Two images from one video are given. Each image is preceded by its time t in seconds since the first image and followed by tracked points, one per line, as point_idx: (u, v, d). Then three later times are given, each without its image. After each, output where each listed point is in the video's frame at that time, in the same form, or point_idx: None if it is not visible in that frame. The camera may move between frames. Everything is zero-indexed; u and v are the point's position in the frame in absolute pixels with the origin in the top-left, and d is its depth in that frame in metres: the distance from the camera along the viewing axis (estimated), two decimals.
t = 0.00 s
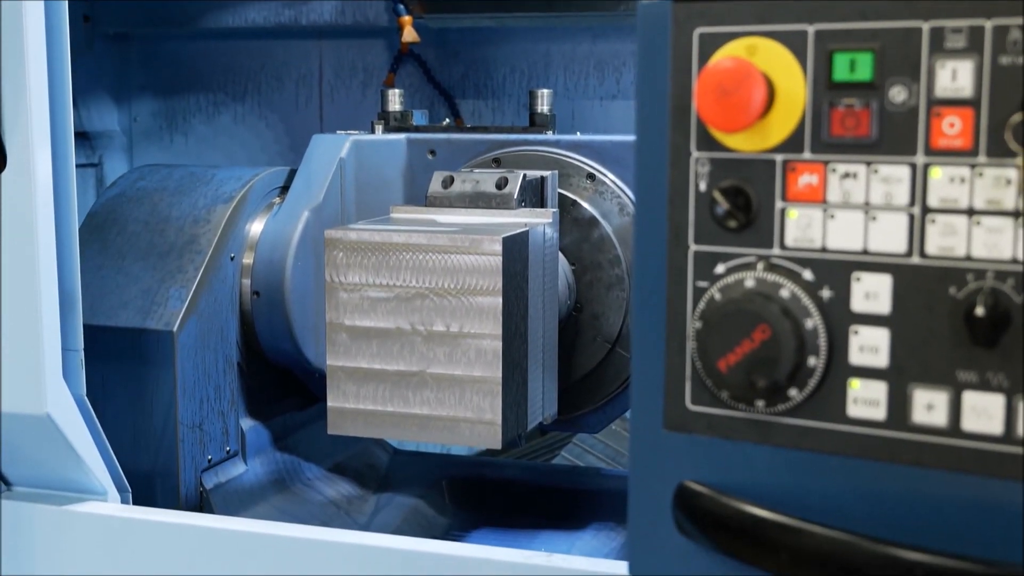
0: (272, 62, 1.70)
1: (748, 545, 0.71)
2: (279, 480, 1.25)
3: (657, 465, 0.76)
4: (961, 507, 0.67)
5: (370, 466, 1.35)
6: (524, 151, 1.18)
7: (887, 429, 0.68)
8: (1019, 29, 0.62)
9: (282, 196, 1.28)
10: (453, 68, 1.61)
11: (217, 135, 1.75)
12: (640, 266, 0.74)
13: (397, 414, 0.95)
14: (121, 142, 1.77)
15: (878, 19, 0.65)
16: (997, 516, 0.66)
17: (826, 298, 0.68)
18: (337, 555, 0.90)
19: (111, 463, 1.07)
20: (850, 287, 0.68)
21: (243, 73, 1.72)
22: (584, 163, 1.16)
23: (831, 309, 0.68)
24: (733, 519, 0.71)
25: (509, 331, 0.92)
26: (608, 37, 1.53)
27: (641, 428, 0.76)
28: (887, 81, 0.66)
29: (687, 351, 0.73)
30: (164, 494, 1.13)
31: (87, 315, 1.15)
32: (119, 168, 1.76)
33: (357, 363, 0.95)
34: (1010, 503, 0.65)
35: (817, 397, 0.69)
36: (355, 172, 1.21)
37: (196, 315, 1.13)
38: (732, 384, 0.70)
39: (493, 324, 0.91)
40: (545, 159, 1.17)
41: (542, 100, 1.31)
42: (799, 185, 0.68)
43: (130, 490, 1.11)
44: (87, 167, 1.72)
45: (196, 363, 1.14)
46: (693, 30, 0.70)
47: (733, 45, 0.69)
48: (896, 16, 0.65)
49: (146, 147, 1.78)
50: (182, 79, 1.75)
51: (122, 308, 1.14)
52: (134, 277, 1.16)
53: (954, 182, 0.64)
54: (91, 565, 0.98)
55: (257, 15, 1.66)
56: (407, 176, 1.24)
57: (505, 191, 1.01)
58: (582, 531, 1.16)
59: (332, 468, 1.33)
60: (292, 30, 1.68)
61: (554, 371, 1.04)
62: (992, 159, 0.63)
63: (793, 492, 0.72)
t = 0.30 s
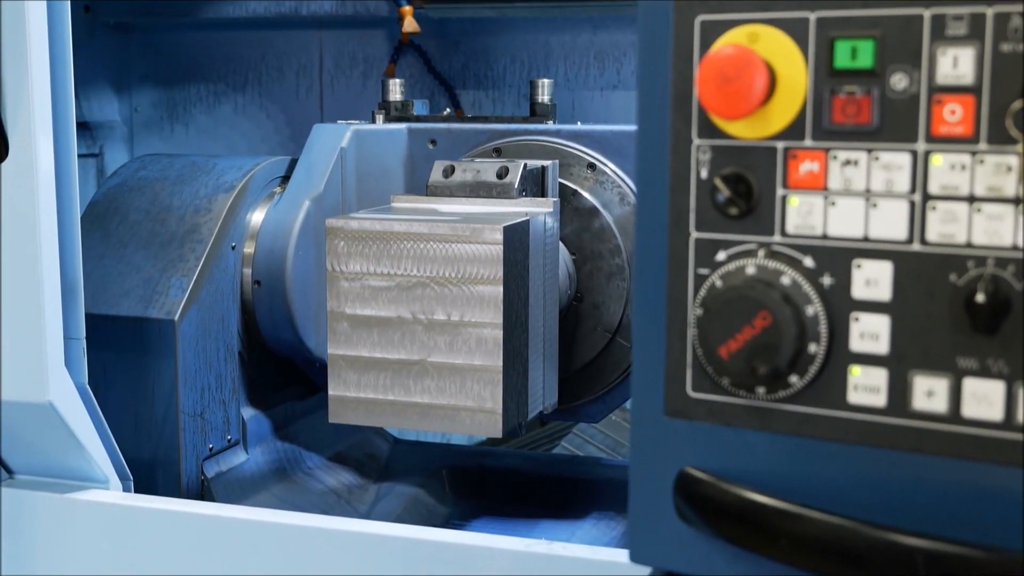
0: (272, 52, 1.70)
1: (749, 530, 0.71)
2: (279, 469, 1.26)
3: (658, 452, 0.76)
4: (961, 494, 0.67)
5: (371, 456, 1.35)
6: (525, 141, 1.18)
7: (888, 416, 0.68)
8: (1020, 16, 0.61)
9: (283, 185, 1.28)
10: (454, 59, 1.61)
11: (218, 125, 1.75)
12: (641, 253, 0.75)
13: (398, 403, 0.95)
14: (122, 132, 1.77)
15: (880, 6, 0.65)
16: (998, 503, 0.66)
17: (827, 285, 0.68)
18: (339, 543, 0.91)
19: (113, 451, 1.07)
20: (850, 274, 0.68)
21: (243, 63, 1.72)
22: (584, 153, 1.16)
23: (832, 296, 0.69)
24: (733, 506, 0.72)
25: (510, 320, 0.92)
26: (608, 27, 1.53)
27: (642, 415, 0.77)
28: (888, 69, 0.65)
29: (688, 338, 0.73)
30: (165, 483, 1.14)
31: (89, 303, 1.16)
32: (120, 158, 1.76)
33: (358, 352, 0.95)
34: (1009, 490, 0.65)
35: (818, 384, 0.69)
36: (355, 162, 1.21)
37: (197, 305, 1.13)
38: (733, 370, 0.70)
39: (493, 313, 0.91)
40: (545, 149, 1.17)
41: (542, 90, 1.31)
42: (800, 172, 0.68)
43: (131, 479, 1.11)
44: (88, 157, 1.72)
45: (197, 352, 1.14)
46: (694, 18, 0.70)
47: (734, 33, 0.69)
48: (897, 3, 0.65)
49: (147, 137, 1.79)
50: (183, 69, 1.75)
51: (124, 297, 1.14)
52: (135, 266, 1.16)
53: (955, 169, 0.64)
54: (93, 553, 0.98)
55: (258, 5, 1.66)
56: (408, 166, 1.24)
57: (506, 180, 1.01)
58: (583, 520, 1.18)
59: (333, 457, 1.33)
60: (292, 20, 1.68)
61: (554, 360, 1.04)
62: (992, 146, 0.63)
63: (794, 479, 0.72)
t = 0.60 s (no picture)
0: (272, 45, 1.70)
1: (752, 519, 0.71)
2: (280, 461, 1.26)
3: (660, 442, 0.77)
4: (962, 483, 0.67)
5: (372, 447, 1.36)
6: (526, 133, 1.18)
7: (889, 405, 0.68)
8: (1021, 6, 0.61)
9: (284, 177, 1.28)
10: (454, 51, 1.61)
11: (218, 118, 1.75)
12: (643, 243, 0.75)
13: (400, 394, 0.95)
14: (122, 124, 1.77)
15: None
16: (999, 492, 0.66)
17: (829, 275, 0.69)
18: (341, 533, 0.91)
19: (116, 442, 1.08)
20: (852, 263, 0.68)
21: (244, 56, 1.72)
22: (585, 145, 1.16)
23: (834, 286, 0.69)
24: (735, 495, 0.72)
25: (512, 312, 0.93)
26: (609, 19, 1.53)
27: (644, 405, 0.77)
28: (890, 59, 0.65)
29: (691, 328, 0.73)
30: (168, 474, 1.14)
31: (90, 295, 1.16)
32: (120, 151, 1.76)
33: (360, 343, 0.95)
34: (1010, 478, 0.65)
35: (820, 373, 0.70)
36: (357, 155, 1.21)
37: (199, 297, 1.13)
38: (734, 360, 0.71)
39: (495, 304, 0.91)
40: (545, 141, 1.17)
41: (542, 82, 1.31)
42: (803, 162, 0.68)
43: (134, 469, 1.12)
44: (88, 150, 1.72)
45: (199, 344, 1.14)
46: (697, 8, 0.71)
47: (736, 23, 0.69)
48: None
49: (147, 130, 1.78)
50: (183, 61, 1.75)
51: (126, 288, 1.14)
52: (137, 257, 1.17)
53: (957, 158, 0.64)
54: (96, 544, 0.99)
55: None
56: (409, 158, 1.25)
57: (508, 171, 1.02)
58: (584, 512, 1.18)
59: (334, 449, 1.33)
60: (292, 12, 1.68)
61: (556, 352, 1.05)
62: (993, 136, 0.63)
63: (796, 468, 0.72)
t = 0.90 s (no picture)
0: (272, 42, 1.70)
1: (753, 515, 0.72)
2: (281, 458, 1.26)
3: (661, 437, 0.77)
4: (963, 479, 0.67)
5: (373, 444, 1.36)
6: (527, 130, 1.19)
7: (891, 401, 0.68)
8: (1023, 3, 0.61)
9: (286, 174, 1.28)
10: (455, 49, 1.61)
11: (218, 116, 1.75)
12: (645, 239, 0.75)
13: (402, 391, 0.95)
14: (123, 122, 1.77)
15: None
16: (1000, 488, 0.66)
17: (831, 270, 0.69)
18: (343, 530, 0.91)
19: (117, 439, 1.08)
20: (854, 259, 0.68)
21: (244, 53, 1.72)
22: (586, 141, 1.17)
23: (836, 282, 0.69)
24: (736, 490, 0.72)
25: (513, 309, 0.93)
26: (609, 17, 1.53)
27: (646, 401, 0.77)
28: (891, 55, 0.65)
29: (693, 324, 0.73)
30: (169, 472, 1.14)
31: (92, 292, 1.16)
32: (121, 148, 1.76)
33: (361, 340, 0.95)
34: (1011, 474, 0.66)
35: (821, 369, 0.70)
36: (358, 153, 1.21)
37: (200, 294, 1.14)
38: (736, 356, 0.71)
39: (496, 301, 0.91)
40: (546, 138, 1.18)
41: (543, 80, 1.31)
42: (804, 158, 0.68)
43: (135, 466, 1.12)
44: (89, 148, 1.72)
45: (201, 341, 1.15)
46: (699, 4, 0.71)
47: (738, 19, 0.69)
48: None
49: (148, 127, 1.79)
50: (183, 58, 1.75)
51: (127, 285, 1.14)
52: (138, 254, 1.17)
53: (958, 155, 0.64)
54: (98, 541, 0.99)
55: None
56: (410, 155, 1.25)
57: (509, 168, 1.02)
58: (584, 509, 1.18)
59: (335, 446, 1.34)
60: (293, 9, 1.68)
61: (557, 348, 1.05)
62: (994, 132, 0.63)
63: (797, 464, 0.72)
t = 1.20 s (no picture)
0: (272, 43, 1.70)
1: (753, 515, 0.72)
2: (281, 458, 1.26)
3: (662, 437, 0.77)
4: (963, 480, 0.67)
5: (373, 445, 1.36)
6: (527, 131, 1.19)
7: (892, 402, 0.68)
8: None
9: (287, 174, 1.28)
10: (455, 49, 1.61)
11: (219, 116, 1.75)
12: (646, 240, 0.75)
13: (402, 392, 0.95)
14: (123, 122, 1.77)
15: None
16: (1000, 489, 0.66)
17: (832, 272, 0.69)
18: (343, 531, 0.91)
19: (117, 439, 1.08)
20: (855, 261, 0.68)
21: (244, 54, 1.72)
22: (586, 143, 1.17)
23: (837, 283, 0.69)
24: (737, 491, 0.72)
25: (514, 310, 0.93)
26: (610, 17, 1.53)
27: (647, 402, 0.77)
28: (893, 57, 0.66)
29: (694, 325, 0.73)
30: (169, 472, 1.14)
31: (92, 292, 1.16)
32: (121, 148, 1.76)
33: (362, 340, 0.96)
34: (1011, 475, 0.66)
35: (822, 370, 0.70)
36: (359, 153, 1.21)
37: (201, 294, 1.14)
38: (737, 357, 0.71)
39: (497, 302, 0.91)
40: (546, 139, 1.18)
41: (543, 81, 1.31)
42: (805, 160, 0.69)
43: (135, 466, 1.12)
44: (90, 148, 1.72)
45: (201, 341, 1.15)
46: (701, 6, 0.71)
47: (739, 22, 0.69)
48: None
49: (148, 128, 1.79)
50: (183, 59, 1.75)
51: (127, 286, 1.14)
52: (139, 255, 1.17)
53: (959, 157, 0.64)
54: (98, 541, 0.99)
55: None
56: (411, 156, 1.25)
57: (509, 170, 1.02)
58: (585, 510, 1.18)
59: (335, 447, 1.34)
60: (292, 10, 1.68)
61: (557, 349, 1.05)
62: (995, 134, 0.63)
63: (798, 465, 0.72)
